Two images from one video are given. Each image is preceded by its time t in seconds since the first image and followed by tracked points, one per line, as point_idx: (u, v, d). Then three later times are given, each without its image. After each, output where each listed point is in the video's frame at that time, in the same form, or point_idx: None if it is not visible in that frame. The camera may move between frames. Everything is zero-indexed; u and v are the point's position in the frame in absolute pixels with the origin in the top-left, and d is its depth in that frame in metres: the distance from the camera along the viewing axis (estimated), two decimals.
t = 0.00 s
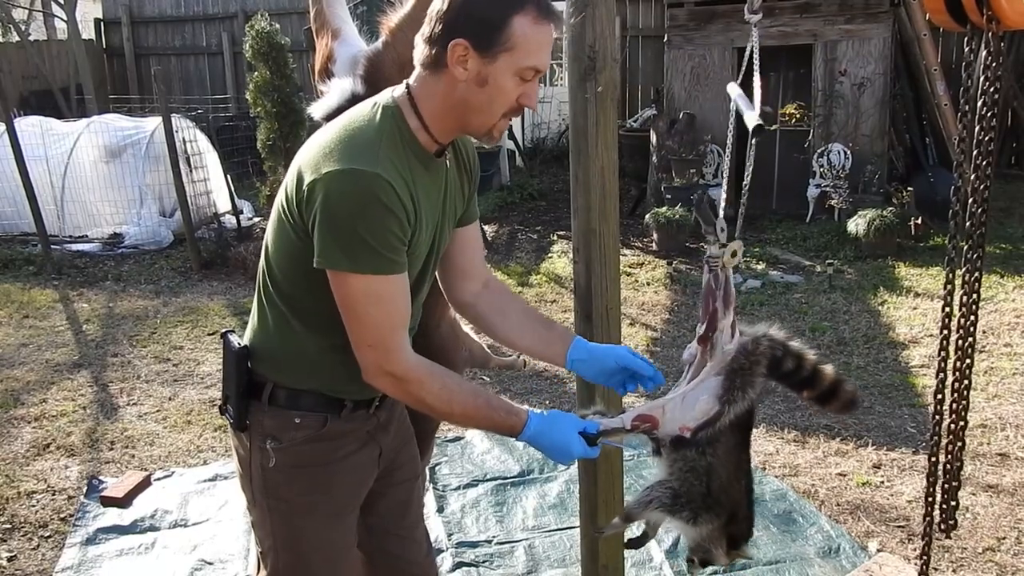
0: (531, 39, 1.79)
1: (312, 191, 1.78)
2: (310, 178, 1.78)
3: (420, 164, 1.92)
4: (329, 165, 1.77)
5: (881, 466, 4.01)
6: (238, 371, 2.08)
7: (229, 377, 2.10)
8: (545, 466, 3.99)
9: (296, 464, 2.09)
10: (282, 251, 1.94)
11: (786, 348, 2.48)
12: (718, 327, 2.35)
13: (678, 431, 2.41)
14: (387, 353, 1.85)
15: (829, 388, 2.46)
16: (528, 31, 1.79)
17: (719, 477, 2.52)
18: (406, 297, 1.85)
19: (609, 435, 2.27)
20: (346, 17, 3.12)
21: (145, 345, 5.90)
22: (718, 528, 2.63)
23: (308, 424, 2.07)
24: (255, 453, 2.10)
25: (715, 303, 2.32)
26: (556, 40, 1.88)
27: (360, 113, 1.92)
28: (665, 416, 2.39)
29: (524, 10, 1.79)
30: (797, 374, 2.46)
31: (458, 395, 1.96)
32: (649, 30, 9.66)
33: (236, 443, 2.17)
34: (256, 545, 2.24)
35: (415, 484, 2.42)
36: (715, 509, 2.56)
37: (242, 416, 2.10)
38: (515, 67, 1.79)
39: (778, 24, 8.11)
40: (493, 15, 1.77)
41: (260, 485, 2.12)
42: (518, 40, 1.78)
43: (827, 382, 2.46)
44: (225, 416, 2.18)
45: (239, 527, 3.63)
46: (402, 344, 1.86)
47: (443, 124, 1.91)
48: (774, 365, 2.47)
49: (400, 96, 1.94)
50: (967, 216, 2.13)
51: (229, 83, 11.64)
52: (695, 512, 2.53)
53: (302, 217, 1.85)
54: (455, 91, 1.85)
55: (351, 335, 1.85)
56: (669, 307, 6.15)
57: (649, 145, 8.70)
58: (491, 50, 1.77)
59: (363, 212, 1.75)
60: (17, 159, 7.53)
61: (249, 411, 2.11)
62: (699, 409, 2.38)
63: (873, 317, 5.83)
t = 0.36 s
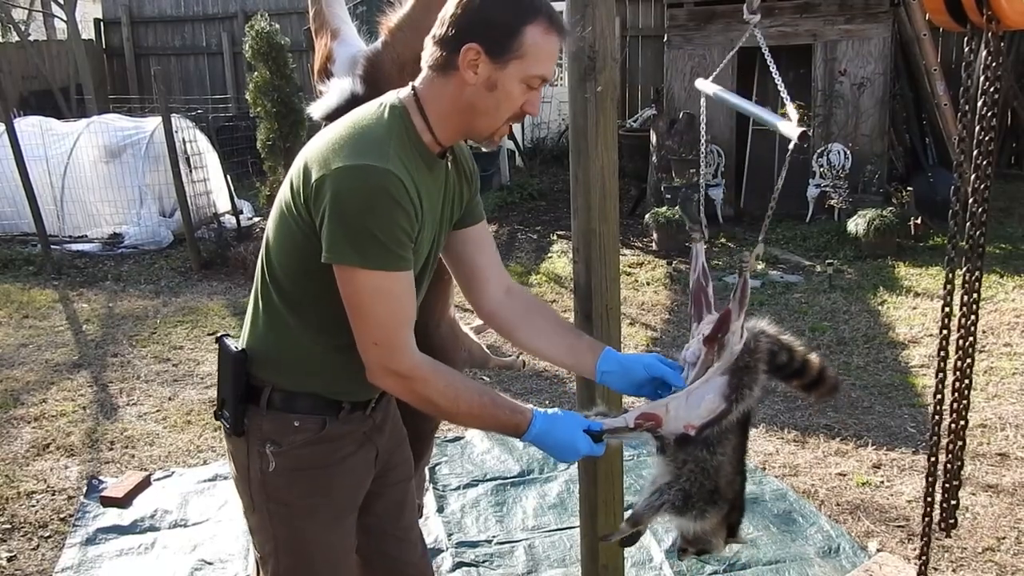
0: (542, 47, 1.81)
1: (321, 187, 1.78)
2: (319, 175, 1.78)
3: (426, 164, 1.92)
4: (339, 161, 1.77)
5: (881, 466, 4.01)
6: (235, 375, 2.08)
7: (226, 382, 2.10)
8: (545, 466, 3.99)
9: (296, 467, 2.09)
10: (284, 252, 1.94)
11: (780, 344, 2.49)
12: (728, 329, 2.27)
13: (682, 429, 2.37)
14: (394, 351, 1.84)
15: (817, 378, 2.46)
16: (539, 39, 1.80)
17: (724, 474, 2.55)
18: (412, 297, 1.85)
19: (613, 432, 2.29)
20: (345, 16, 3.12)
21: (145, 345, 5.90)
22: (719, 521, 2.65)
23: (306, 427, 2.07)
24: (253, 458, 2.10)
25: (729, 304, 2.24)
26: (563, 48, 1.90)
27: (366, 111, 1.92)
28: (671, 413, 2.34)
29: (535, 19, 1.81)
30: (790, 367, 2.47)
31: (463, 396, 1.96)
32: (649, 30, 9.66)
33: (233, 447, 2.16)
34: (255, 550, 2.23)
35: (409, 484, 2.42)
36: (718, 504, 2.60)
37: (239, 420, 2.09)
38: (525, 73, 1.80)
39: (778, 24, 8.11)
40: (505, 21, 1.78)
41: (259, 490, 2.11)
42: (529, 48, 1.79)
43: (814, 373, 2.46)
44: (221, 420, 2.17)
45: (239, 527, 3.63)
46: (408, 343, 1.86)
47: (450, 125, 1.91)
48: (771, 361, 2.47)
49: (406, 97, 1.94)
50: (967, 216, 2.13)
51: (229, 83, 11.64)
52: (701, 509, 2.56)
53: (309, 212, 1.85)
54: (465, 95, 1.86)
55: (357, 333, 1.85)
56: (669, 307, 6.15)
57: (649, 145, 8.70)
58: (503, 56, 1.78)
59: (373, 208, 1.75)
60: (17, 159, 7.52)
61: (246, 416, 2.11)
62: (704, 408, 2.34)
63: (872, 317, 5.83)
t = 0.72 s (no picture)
0: (545, 52, 1.81)
1: (324, 189, 1.78)
2: (322, 176, 1.78)
3: (429, 166, 1.92)
4: (342, 162, 1.77)
5: (881, 466, 4.01)
6: (233, 376, 2.08)
7: (224, 383, 2.10)
8: (545, 466, 3.99)
9: (295, 467, 2.09)
10: (285, 253, 1.94)
11: (786, 344, 2.49)
12: (730, 327, 2.31)
13: (685, 427, 2.35)
14: (397, 353, 1.84)
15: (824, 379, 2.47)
16: (544, 44, 1.80)
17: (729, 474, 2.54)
18: (414, 299, 1.85)
19: (619, 428, 2.27)
20: (345, 16, 3.11)
21: (144, 344, 5.90)
22: (725, 525, 2.63)
23: (305, 428, 2.07)
24: (253, 459, 2.10)
25: (730, 303, 2.29)
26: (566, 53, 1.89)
27: (369, 113, 1.92)
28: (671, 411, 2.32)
29: (540, 23, 1.80)
30: (796, 368, 2.47)
31: (466, 398, 1.96)
32: (649, 30, 9.66)
33: (231, 449, 2.16)
34: (254, 551, 2.23)
35: (407, 485, 2.43)
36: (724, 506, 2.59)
37: (237, 421, 2.09)
38: (529, 77, 1.80)
39: (778, 24, 8.11)
40: (509, 25, 1.78)
41: (258, 491, 2.11)
42: (533, 53, 1.79)
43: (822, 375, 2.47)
44: (219, 422, 2.16)
45: (239, 527, 3.62)
46: (412, 345, 1.86)
47: (453, 129, 1.91)
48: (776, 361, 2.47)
49: (409, 99, 1.94)
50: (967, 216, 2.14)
51: (229, 83, 11.64)
52: (705, 510, 2.54)
53: (312, 214, 1.85)
54: (469, 98, 1.85)
55: (359, 335, 1.85)
56: (668, 307, 6.15)
57: (649, 145, 8.69)
58: (507, 60, 1.78)
59: (376, 209, 1.75)
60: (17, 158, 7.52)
61: (245, 417, 2.11)
62: (706, 406, 2.33)
63: (872, 317, 5.83)
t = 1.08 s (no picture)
0: (549, 55, 1.80)
1: (324, 194, 1.78)
2: (322, 181, 1.78)
3: (431, 170, 1.92)
4: (342, 168, 1.77)
5: (881, 466, 4.00)
6: (235, 375, 2.07)
7: (227, 382, 2.10)
8: (545, 465, 3.99)
9: (296, 467, 2.09)
10: (287, 255, 1.94)
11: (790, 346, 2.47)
12: (726, 328, 2.36)
13: (684, 433, 2.37)
14: (399, 358, 1.84)
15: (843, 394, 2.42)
16: (547, 47, 1.80)
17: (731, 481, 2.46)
18: (415, 303, 1.84)
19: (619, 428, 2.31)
20: (344, 16, 3.10)
21: (144, 344, 5.90)
22: (728, 533, 2.53)
23: (307, 428, 2.07)
24: (255, 458, 2.10)
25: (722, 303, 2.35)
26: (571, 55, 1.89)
27: (372, 117, 1.92)
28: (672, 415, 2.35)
29: (544, 27, 1.80)
30: (810, 380, 2.44)
31: (469, 401, 1.96)
32: (648, 29, 9.66)
33: (234, 448, 2.15)
34: (256, 549, 2.23)
35: (409, 484, 2.42)
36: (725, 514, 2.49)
37: (240, 420, 2.09)
38: (533, 81, 1.80)
39: (777, 24, 8.11)
40: (513, 29, 1.77)
41: (260, 490, 2.11)
42: (536, 56, 1.79)
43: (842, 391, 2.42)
44: (222, 420, 2.16)
45: (238, 527, 3.62)
46: (414, 350, 1.85)
47: (457, 133, 1.91)
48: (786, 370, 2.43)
49: (412, 103, 1.94)
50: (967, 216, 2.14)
51: (229, 83, 11.64)
52: (705, 518, 2.46)
53: (313, 218, 1.85)
54: (473, 102, 1.85)
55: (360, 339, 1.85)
56: (668, 307, 6.15)
57: (649, 145, 8.69)
58: (510, 65, 1.78)
59: (377, 215, 1.74)
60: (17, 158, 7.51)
61: (248, 417, 2.10)
62: (705, 411, 2.33)
63: (872, 317, 5.83)
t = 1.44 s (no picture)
0: (552, 68, 1.79)
1: (330, 204, 1.78)
2: (328, 191, 1.78)
3: (434, 177, 1.92)
4: (347, 177, 1.77)
5: (881, 466, 4.01)
6: (244, 375, 2.07)
7: (235, 382, 2.09)
8: (545, 466, 3.99)
9: (305, 466, 2.09)
10: (293, 259, 1.94)
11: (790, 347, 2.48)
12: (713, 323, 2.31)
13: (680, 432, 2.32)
14: (401, 366, 1.82)
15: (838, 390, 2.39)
16: (550, 60, 1.79)
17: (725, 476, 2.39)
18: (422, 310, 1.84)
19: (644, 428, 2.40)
20: (345, 16, 3.09)
21: (144, 345, 5.90)
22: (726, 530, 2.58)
23: (315, 427, 2.07)
24: (264, 457, 2.10)
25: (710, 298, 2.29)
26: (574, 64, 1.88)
27: (376, 123, 1.91)
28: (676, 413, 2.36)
29: (547, 39, 1.79)
30: (802, 377, 2.40)
31: (478, 394, 1.93)
32: (649, 30, 9.66)
33: (241, 449, 2.15)
34: (262, 549, 2.22)
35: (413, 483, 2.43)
36: (714, 508, 2.41)
37: (248, 420, 2.09)
38: (534, 93, 1.79)
39: (777, 24, 8.12)
40: (514, 41, 1.76)
41: (268, 490, 2.11)
42: (538, 69, 1.77)
43: (835, 387, 2.39)
44: (228, 421, 2.16)
45: (239, 528, 3.62)
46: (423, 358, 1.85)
47: (460, 141, 1.90)
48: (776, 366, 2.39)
49: (415, 108, 1.94)
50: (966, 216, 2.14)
51: (229, 83, 11.64)
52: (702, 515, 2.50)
53: (319, 226, 1.85)
54: (473, 113, 1.85)
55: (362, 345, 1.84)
56: (668, 307, 6.15)
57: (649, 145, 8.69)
58: (511, 77, 1.77)
59: (381, 226, 1.75)
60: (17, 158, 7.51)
61: (256, 416, 2.10)
62: (698, 408, 2.29)
63: (872, 317, 5.83)
